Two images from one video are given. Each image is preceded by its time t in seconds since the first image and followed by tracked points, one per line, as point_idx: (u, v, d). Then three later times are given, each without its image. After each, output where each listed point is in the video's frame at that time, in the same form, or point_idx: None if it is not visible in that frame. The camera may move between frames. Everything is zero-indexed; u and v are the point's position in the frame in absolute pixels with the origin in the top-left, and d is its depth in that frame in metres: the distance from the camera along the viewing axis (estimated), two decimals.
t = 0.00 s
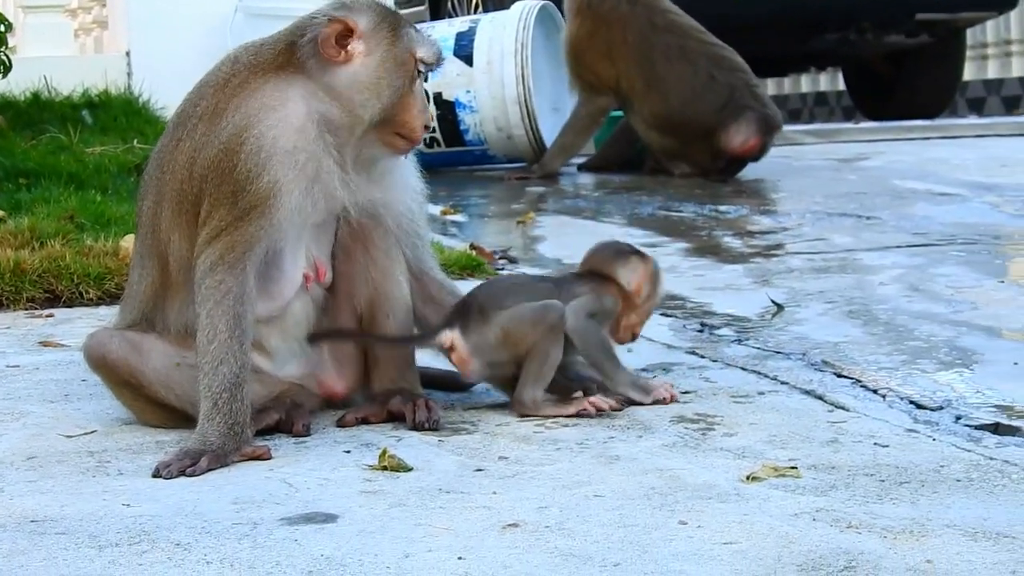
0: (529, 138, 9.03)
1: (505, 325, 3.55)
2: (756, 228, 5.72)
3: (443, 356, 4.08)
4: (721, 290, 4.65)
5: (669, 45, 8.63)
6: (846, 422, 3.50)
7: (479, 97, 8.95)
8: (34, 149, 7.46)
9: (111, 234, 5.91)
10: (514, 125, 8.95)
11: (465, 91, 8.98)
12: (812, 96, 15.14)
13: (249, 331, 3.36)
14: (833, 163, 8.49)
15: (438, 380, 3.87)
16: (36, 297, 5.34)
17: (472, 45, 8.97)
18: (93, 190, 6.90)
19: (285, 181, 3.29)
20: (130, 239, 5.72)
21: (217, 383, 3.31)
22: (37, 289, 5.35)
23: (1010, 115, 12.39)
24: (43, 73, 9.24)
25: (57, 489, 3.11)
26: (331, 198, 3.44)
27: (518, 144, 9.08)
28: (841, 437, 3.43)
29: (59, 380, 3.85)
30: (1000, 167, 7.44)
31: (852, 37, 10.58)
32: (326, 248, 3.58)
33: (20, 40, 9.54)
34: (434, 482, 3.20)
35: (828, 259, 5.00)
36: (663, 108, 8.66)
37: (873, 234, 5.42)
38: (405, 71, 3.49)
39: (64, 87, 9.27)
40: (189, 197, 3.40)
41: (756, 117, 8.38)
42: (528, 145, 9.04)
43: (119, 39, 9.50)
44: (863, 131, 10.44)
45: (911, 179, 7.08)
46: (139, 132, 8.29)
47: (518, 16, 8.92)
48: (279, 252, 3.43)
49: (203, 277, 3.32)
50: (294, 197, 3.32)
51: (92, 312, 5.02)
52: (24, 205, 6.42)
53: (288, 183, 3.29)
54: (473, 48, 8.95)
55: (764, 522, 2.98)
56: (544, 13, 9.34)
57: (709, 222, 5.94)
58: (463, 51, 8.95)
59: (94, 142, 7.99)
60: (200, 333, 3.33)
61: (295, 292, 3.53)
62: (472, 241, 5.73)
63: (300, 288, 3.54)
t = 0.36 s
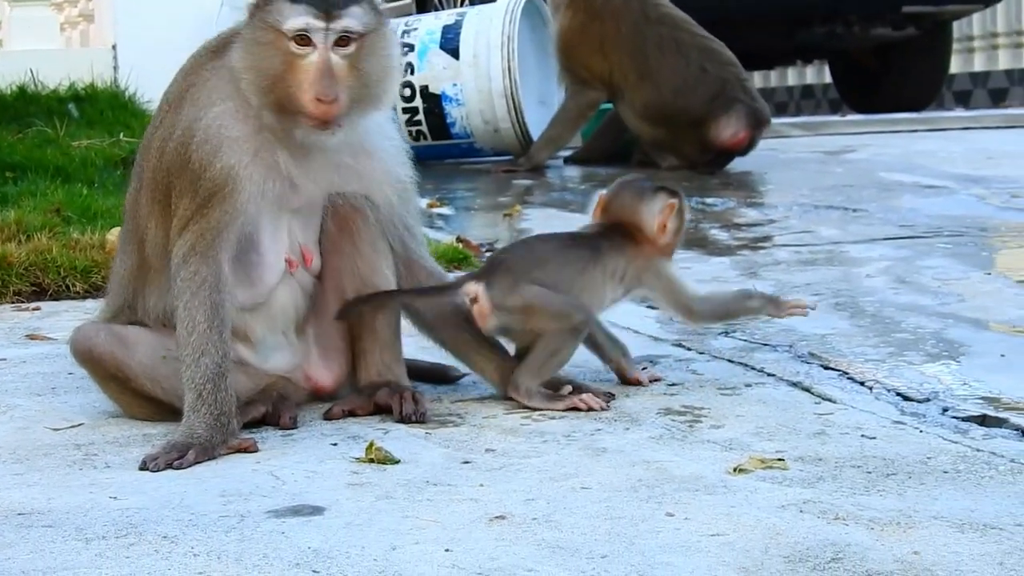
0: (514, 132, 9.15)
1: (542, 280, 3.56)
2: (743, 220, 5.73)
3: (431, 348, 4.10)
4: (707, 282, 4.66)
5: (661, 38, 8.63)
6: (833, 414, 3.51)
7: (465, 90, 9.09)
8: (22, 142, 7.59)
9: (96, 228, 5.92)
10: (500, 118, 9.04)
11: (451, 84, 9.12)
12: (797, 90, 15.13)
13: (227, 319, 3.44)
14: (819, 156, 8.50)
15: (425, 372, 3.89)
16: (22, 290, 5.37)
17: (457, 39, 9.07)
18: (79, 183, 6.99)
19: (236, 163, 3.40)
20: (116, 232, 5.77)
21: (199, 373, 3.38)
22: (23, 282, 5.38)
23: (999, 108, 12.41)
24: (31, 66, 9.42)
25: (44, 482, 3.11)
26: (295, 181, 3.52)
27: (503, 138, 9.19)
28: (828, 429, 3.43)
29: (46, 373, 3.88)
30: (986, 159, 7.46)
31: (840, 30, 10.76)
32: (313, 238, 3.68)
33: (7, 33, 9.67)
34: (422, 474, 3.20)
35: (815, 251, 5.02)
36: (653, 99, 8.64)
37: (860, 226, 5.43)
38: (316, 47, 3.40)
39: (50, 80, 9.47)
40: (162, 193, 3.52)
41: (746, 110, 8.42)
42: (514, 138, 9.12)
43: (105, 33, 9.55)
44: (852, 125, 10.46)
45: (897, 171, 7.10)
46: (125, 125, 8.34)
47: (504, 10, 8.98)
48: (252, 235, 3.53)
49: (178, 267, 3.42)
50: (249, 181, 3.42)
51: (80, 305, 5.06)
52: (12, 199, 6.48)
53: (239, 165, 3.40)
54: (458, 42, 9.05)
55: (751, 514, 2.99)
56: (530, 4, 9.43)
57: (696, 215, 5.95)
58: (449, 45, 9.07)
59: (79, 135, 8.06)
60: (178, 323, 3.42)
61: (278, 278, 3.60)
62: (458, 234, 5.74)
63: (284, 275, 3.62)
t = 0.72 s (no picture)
0: (506, 127, 9.21)
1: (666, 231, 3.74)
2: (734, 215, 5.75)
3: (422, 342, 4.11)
4: (699, 277, 4.67)
5: (652, 32, 8.69)
6: (823, 407, 3.52)
7: (455, 85, 9.10)
8: (14, 138, 7.62)
9: (87, 223, 5.94)
10: (492, 112, 9.10)
11: (441, 79, 9.12)
12: (788, 84, 15.14)
13: (206, 308, 3.48)
14: (812, 151, 8.52)
15: (417, 366, 3.91)
16: (13, 286, 5.39)
17: (448, 33, 9.10)
18: (69, 177, 7.03)
19: (189, 149, 3.44)
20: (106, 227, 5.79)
21: (183, 364, 3.43)
22: (14, 278, 5.40)
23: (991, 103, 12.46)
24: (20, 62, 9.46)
25: (35, 476, 3.13)
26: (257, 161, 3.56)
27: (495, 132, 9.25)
28: (818, 422, 3.44)
29: (36, 367, 3.93)
30: (978, 153, 7.49)
31: (831, 24, 10.78)
32: (295, 218, 3.69)
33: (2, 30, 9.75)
34: (412, 468, 3.21)
35: (806, 245, 5.04)
36: (646, 92, 8.70)
37: (851, 220, 5.45)
38: (214, 21, 3.37)
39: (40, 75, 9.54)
40: (135, 188, 3.60)
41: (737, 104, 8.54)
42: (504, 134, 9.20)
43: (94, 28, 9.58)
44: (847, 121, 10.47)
45: (888, 165, 7.12)
46: (115, 120, 8.39)
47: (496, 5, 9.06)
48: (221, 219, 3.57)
49: (154, 260, 3.47)
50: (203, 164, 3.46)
51: (70, 300, 5.08)
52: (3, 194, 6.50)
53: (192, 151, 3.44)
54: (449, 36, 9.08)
55: (741, 507, 2.99)
56: None
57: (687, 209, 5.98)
58: (440, 40, 9.11)
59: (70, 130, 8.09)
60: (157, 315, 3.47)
61: (255, 261, 3.64)
62: (450, 229, 5.76)
63: (260, 258, 3.64)
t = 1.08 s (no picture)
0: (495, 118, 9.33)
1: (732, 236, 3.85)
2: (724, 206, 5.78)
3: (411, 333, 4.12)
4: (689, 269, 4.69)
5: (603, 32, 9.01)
6: (812, 399, 3.53)
7: (445, 76, 9.18)
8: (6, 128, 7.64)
9: (77, 212, 5.95)
10: (481, 104, 9.23)
11: (432, 70, 9.17)
12: (779, 76, 15.13)
13: (196, 299, 3.47)
14: (805, 142, 8.54)
15: (406, 356, 3.92)
16: (3, 275, 5.40)
17: (438, 25, 9.11)
18: (59, 167, 7.08)
19: (179, 142, 3.43)
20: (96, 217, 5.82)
21: (173, 355, 3.43)
22: (4, 267, 5.41)
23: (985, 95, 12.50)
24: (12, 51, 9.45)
25: (24, 465, 3.13)
26: (249, 153, 3.55)
27: (484, 123, 9.37)
28: (808, 413, 3.44)
29: (25, 357, 3.95)
30: (969, 145, 7.52)
31: (820, 16, 11.08)
32: (289, 211, 3.68)
33: None
34: (400, 458, 3.22)
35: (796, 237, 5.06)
36: (618, 83, 8.98)
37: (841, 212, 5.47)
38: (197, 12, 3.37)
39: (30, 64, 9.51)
40: (130, 181, 3.60)
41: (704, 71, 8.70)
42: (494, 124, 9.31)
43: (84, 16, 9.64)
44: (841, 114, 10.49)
45: (879, 156, 7.16)
46: (106, 110, 8.43)
47: None
48: (215, 211, 3.56)
49: (146, 251, 3.48)
50: (195, 157, 3.45)
51: (59, 290, 5.09)
52: None
53: (182, 143, 3.43)
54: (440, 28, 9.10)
55: (730, 498, 3.00)
56: None
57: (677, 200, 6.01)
58: (430, 31, 9.13)
59: (61, 120, 8.12)
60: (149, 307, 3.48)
61: (247, 253, 3.63)
62: (440, 219, 5.77)
63: (252, 250, 3.64)
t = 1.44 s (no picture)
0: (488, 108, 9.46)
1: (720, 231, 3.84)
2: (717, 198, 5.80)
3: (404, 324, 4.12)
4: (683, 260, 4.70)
5: (553, 53, 9.51)
6: (807, 389, 3.53)
7: (439, 68, 9.28)
8: None
9: (70, 204, 5.96)
10: (475, 95, 9.35)
11: (426, 61, 9.25)
12: (773, 69, 15.12)
13: (191, 290, 3.48)
14: (798, 135, 8.56)
15: (399, 347, 3.93)
16: None
17: (432, 16, 9.18)
18: (53, 158, 7.10)
19: (171, 134, 3.43)
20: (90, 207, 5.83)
21: (167, 347, 3.43)
22: None
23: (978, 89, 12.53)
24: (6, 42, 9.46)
25: (19, 456, 3.14)
26: (241, 144, 3.54)
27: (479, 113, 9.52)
28: (802, 404, 3.45)
29: (19, 347, 3.97)
30: (961, 138, 7.54)
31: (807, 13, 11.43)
32: (281, 202, 3.68)
33: None
34: (395, 449, 3.22)
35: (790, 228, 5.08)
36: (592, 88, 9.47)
37: (834, 204, 5.49)
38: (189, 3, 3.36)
39: (24, 55, 9.53)
40: (122, 172, 3.60)
41: (659, 44, 9.13)
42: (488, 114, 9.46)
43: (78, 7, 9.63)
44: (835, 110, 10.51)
45: (872, 149, 7.18)
46: (99, 102, 8.47)
47: None
48: (208, 202, 3.56)
49: (140, 243, 3.48)
50: (189, 150, 3.45)
51: (53, 280, 5.09)
52: None
53: (174, 135, 3.43)
54: (434, 20, 9.17)
55: (724, 488, 3.00)
56: None
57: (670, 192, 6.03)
58: (424, 23, 9.18)
59: (54, 112, 8.14)
60: (143, 298, 3.48)
61: (240, 245, 3.63)
62: (434, 210, 5.78)
63: (245, 242, 3.64)
